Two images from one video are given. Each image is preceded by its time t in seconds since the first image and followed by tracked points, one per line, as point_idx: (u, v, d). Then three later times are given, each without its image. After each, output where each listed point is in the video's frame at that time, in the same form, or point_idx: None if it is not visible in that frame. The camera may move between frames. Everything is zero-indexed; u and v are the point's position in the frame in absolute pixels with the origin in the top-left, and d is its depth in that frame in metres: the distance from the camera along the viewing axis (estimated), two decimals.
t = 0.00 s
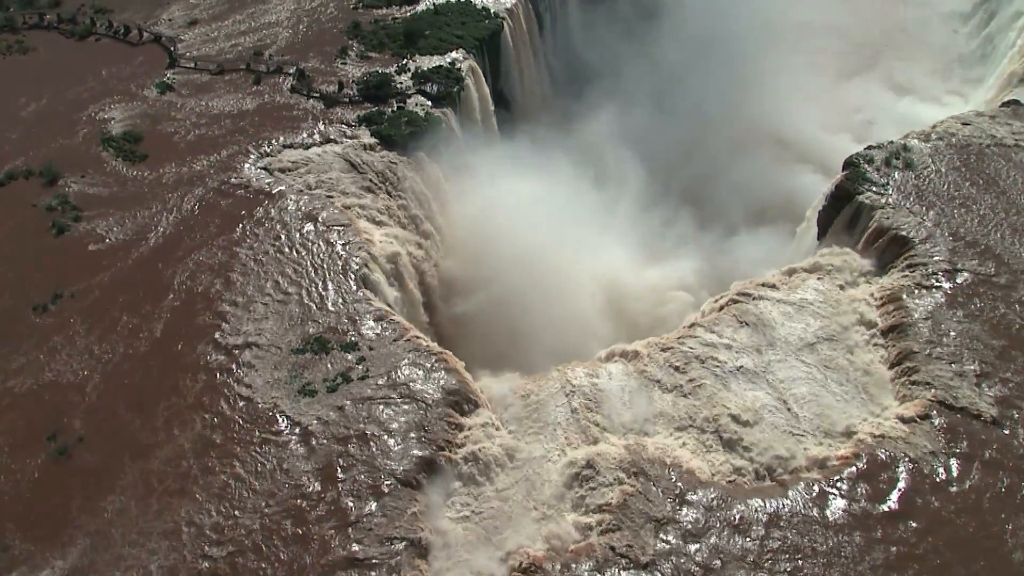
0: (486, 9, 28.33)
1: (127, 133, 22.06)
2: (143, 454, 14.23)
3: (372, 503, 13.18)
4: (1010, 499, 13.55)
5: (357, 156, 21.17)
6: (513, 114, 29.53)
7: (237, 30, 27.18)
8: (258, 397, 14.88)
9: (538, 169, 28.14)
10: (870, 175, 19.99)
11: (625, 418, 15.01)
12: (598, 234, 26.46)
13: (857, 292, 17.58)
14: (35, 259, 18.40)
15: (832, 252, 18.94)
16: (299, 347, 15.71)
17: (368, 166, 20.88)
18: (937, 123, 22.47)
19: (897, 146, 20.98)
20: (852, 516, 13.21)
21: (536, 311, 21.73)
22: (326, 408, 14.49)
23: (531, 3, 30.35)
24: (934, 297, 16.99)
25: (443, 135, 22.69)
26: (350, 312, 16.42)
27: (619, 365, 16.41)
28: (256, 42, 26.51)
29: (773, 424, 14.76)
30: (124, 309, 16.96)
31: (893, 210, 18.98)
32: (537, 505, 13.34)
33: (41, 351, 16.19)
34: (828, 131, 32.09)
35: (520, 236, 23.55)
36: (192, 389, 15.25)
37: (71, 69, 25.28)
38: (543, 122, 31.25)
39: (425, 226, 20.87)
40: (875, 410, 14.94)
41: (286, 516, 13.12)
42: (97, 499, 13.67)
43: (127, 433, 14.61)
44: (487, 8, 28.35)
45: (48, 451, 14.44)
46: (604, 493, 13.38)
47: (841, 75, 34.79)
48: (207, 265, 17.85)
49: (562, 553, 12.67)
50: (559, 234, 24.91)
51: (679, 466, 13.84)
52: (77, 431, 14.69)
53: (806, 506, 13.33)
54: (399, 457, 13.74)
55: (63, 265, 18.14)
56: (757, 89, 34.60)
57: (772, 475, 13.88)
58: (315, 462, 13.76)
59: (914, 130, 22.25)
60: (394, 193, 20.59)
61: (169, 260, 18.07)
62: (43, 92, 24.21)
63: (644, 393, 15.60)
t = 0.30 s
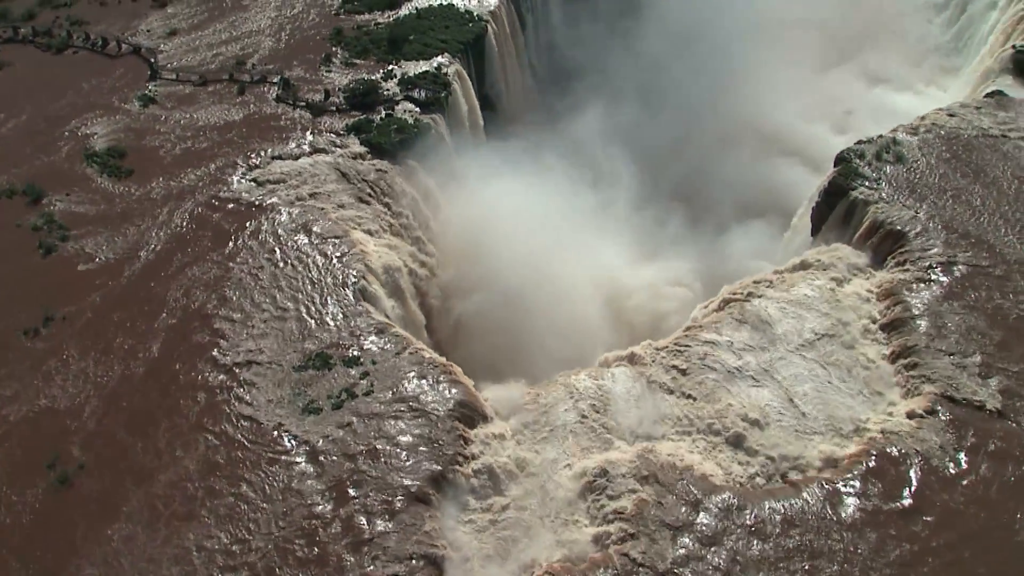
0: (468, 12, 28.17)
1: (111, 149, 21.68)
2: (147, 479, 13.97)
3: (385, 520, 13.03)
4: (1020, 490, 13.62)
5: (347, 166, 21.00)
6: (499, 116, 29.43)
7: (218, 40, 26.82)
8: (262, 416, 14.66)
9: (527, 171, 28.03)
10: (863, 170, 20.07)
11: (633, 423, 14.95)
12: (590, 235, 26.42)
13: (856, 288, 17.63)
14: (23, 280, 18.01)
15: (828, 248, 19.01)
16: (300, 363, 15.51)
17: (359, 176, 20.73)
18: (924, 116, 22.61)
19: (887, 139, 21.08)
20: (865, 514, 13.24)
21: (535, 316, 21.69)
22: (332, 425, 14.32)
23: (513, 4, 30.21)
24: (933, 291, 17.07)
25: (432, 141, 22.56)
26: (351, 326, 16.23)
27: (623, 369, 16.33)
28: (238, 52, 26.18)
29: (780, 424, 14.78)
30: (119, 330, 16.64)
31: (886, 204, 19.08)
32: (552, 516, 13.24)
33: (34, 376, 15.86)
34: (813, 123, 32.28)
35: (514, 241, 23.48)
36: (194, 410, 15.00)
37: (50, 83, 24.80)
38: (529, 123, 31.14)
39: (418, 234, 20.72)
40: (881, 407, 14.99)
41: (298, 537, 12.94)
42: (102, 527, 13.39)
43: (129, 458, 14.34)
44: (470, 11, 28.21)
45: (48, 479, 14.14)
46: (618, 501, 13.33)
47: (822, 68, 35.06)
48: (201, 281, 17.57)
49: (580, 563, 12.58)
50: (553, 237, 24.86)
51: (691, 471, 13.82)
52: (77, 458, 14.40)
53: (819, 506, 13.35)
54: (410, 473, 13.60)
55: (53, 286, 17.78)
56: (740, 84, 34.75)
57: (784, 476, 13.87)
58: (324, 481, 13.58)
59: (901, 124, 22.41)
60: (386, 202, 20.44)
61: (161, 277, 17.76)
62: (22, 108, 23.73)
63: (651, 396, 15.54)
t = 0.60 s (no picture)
0: (449, 16, 27.98)
1: (93, 166, 21.27)
2: (151, 507, 13.73)
3: (397, 541, 12.93)
4: None
5: (335, 177, 20.78)
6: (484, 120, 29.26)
7: (197, 51, 26.42)
8: (265, 438, 14.47)
9: (515, 175, 27.87)
10: (853, 166, 20.17)
11: (640, 430, 14.89)
12: (582, 238, 26.33)
13: (852, 285, 17.70)
14: (9, 304, 17.61)
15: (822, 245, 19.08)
16: (300, 381, 15.30)
17: (348, 187, 20.50)
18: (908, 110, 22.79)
19: (874, 134, 21.21)
20: (876, 513, 13.31)
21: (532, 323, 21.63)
22: (337, 445, 14.16)
23: (494, 6, 30.05)
24: (929, 286, 17.17)
25: (419, 149, 22.38)
26: (350, 342, 16.04)
27: (625, 375, 16.26)
28: (218, 62, 25.81)
29: (786, 426, 14.80)
30: (112, 352, 16.32)
31: (877, 201, 19.18)
32: (564, 529, 13.17)
33: (27, 403, 15.50)
34: (795, 118, 32.46)
35: (506, 249, 23.41)
36: (194, 433, 14.76)
37: (25, 100, 24.29)
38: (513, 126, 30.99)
39: (409, 243, 20.54)
40: (884, 405, 15.05)
41: (309, 562, 12.81)
42: (107, 558, 13.13)
43: (131, 485, 14.08)
44: (451, 15, 28.03)
45: (48, 510, 13.84)
46: (630, 510, 13.30)
47: (801, 65, 35.36)
48: (195, 300, 17.28)
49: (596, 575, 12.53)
50: (544, 243, 24.79)
51: (701, 476, 13.81)
52: (77, 487, 14.11)
53: (830, 507, 13.40)
54: (419, 491, 13.49)
55: (41, 310, 17.40)
56: (721, 83, 34.91)
57: (793, 478, 13.89)
58: (333, 503, 13.45)
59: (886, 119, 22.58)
60: (376, 211, 20.22)
61: (153, 297, 17.44)
62: None
63: (655, 401, 15.49)
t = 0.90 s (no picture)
0: (429, 21, 27.79)
1: (73, 184, 20.83)
2: (154, 536, 13.45)
3: (409, 561, 12.79)
4: None
5: (323, 188, 20.57)
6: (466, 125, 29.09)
7: (174, 63, 26.00)
8: (268, 459, 14.24)
9: (500, 182, 27.79)
10: (841, 164, 20.32)
11: (645, 437, 14.84)
12: (571, 242, 26.27)
13: (847, 282, 17.80)
14: None
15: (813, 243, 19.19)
16: (300, 400, 15.07)
17: (336, 198, 20.30)
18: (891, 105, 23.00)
19: (860, 131, 21.38)
20: (884, 511, 13.37)
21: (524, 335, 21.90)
22: (343, 465, 13.97)
23: (472, 10, 29.89)
24: (922, 282, 17.32)
25: (405, 158, 22.22)
26: (348, 358, 15.85)
27: (626, 380, 16.19)
28: (197, 74, 25.42)
29: (790, 427, 14.82)
30: (104, 376, 15.98)
31: (867, 198, 19.32)
32: (576, 540, 13.09)
33: (19, 432, 15.13)
34: (776, 117, 32.73)
35: (495, 264, 23.54)
36: (194, 457, 14.49)
37: None
38: (497, 131, 30.85)
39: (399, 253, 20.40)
40: (886, 402, 15.13)
41: None
42: None
43: (132, 514, 13.79)
44: (431, 21, 27.85)
45: (47, 543, 13.51)
46: (642, 519, 13.26)
47: (778, 64, 35.68)
48: (187, 320, 16.98)
49: None
50: (533, 253, 24.83)
51: (709, 481, 13.79)
52: (76, 518, 13.80)
53: (839, 507, 13.44)
54: (428, 509, 13.35)
55: (28, 335, 16.99)
56: (701, 83, 35.09)
57: (801, 479, 13.92)
58: (341, 524, 13.27)
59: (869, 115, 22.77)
60: (365, 223, 20.05)
61: (143, 318, 17.12)
62: None
63: (659, 407, 15.44)
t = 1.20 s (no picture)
0: (408, 27, 27.57)
1: (54, 203, 20.39)
2: (158, 563, 13.19)
3: None
4: None
5: (311, 201, 20.35)
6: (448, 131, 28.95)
7: (151, 75, 25.56)
8: (270, 481, 14.02)
9: (486, 188, 27.70)
10: (829, 161, 20.45)
11: (650, 446, 14.80)
12: (561, 245, 26.16)
13: (840, 280, 17.91)
14: None
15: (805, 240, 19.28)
16: (300, 419, 14.86)
17: (324, 210, 20.09)
18: (873, 101, 23.22)
19: (845, 128, 21.55)
20: (892, 509, 13.46)
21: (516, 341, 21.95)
22: (348, 484, 13.80)
23: (451, 13, 29.63)
24: (914, 278, 17.48)
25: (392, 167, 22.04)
26: (347, 374, 15.65)
27: (627, 386, 16.15)
28: (175, 86, 25.01)
29: (793, 427, 14.86)
30: (98, 401, 15.66)
31: (856, 194, 19.46)
32: (587, 552, 13.04)
33: (12, 462, 14.78)
34: (757, 114, 33.00)
35: (485, 271, 23.49)
36: (195, 481, 14.23)
37: None
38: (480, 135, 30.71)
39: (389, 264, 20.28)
40: (885, 400, 15.22)
41: None
42: None
43: (134, 542, 13.52)
44: (410, 26, 27.63)
45: None
46: (652, 528, 13.25)
47: (756, 61, 35.97)
48: (180, 340, 16.71)
49: None
50: (522, 256, 24.84)
51: (717, 487, 13.80)
52: (77, 549, 13.51)
53: (846, 508, 13.51)
54: (437, 526, 13.24)
55: (16, 361, 16.60)
56: (681, 82, 35.28)
57: (807, 481, 13.97)
58: (350, 545, 13.10)
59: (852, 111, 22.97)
60: (355, 234, 19.90)
61: (135, 339, 16.81)
62: None
63: (662, 413, 15.42)
